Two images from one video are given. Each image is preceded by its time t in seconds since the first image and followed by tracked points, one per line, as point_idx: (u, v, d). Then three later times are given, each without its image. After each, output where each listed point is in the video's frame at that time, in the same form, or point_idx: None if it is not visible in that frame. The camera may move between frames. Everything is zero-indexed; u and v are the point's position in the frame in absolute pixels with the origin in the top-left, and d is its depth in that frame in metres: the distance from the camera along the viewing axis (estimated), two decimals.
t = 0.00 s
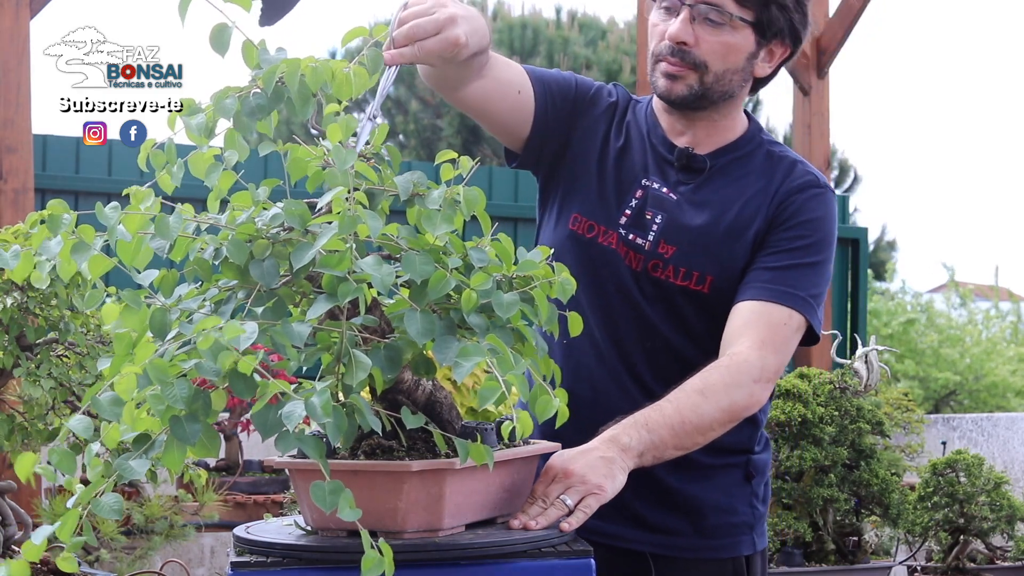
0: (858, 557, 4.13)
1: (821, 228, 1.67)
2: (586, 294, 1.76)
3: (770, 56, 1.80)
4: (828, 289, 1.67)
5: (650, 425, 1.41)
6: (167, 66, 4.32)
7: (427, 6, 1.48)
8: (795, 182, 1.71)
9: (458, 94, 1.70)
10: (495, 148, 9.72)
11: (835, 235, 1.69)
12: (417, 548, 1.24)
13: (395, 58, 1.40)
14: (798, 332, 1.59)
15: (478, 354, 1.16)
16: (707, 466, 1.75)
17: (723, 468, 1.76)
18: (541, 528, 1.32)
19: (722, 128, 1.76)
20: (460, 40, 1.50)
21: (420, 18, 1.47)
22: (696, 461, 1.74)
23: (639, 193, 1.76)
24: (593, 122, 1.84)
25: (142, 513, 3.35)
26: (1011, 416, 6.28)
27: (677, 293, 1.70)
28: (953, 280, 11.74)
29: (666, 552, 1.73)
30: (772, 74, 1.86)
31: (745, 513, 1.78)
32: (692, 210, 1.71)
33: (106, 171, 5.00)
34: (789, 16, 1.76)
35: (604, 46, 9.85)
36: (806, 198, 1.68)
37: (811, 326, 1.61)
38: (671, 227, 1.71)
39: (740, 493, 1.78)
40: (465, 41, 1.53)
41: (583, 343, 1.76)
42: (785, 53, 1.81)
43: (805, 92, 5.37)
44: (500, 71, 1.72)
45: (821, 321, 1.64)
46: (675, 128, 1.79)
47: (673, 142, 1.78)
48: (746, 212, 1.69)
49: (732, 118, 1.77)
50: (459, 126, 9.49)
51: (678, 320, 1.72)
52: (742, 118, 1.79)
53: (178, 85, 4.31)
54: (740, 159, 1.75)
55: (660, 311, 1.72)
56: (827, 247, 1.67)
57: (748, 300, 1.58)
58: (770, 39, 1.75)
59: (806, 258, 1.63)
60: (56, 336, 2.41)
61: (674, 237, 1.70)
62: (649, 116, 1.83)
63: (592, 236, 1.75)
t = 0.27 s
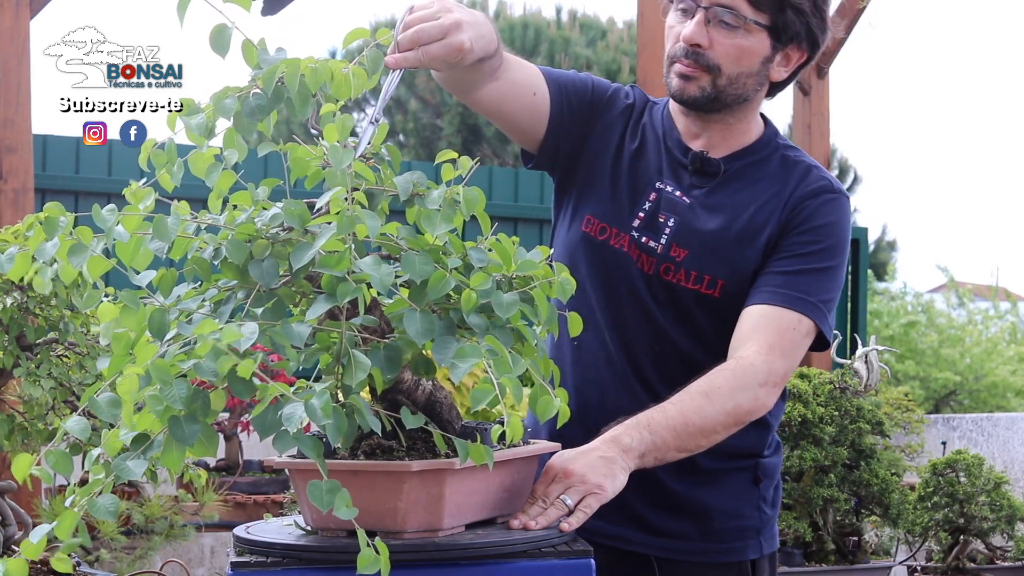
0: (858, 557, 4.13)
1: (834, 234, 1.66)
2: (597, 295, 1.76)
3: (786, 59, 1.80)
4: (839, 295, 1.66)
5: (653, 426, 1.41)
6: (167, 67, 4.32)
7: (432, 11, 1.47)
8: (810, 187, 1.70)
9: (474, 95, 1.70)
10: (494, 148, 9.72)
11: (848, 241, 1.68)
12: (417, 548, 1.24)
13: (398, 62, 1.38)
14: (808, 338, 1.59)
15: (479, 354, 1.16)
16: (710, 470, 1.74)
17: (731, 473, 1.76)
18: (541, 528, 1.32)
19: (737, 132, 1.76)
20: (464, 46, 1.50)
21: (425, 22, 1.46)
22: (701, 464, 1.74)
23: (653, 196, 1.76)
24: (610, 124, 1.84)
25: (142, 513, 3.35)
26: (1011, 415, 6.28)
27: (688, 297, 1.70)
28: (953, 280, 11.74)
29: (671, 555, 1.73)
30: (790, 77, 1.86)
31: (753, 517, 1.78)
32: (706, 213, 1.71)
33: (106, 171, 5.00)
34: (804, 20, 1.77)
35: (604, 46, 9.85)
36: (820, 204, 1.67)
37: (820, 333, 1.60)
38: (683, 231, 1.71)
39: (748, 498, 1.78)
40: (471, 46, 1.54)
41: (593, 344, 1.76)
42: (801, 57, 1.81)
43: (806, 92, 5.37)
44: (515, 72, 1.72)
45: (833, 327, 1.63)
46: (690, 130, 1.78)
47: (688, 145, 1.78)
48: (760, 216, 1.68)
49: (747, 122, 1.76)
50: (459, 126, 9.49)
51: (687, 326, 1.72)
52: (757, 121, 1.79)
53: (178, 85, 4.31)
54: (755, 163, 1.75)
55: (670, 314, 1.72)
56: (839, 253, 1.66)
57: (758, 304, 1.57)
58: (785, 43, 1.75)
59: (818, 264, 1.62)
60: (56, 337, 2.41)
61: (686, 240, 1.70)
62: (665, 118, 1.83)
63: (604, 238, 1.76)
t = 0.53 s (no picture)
0: (858, 557, 4.13)
1: (846, 235, 1.65)
2: (609, 293, 1.75)
3: (800, 58, 1.78)
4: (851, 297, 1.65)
5: (653, 426, 1.41)
6: (167, 67, 4.32)
7: None
8: (823, 187, 1.69)
9: (483, 94, 1.70)
10: (494, 149, 9.73)
11: (861, 242, 1.67)
12: (416, 548, 1.24)
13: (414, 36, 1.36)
14: (818, 339, 1.58)
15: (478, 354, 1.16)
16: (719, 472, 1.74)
17: (740, 474, 1.76)
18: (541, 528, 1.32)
19: (750, 131, 1.75)
20: (477, 16, 1.49)
21: None
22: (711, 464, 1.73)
23: (665, 195, 1.75)
24: (622, 123, 1.84)
25: (142, 513, 3.35)
26: (1011, 415, 6.28)
27: (698, 296, 1.69)
28: (952, 280, 11.74)
29: (678, 556, 1.73)
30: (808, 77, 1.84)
31: (762, 519, 1.77)
32: (717, 212, 1.71)
33: (106, 171, 5.00)
34: (819, 18, 1.75)
35: (604, 47, 9.85)
36: (832, 205, 1.67)
37: (830, 334, 1.59)
38: (695, 230, 1.70)
39: (758, 499, 1.77)
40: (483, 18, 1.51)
41: (606, 343, 1.75)
42: (818, 57, 1.80)
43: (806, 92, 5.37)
44: (523, 71, 1.72)
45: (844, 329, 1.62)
46: (704, 129, 1.78)
47: (702, 144, 1.77)
48: (771, 216, 1.68)
49: (761, 121, 1.76)
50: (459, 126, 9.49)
51: (697, 324, 1.71)
52: (773, 123, 1.78)
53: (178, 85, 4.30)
54: (768, 163, 1.74)
55: (680, 312, 1.72)
56: (851, 255, 1.65)
57: (766, 303, 1.57)
58: (799, 41, 1.74)
59: (828, 265, 1.61)
60: (56, 336, 2.41)
61: (697, 239, 1.70)
62: (680, 117, 1.82)
63: (616, 236, 1.75)
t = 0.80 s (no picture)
0: (858, 557, 4.13)
1: (856, 230, 1.61)
2: (620, 291, 1.75)
3: (806, 48, 1.74)
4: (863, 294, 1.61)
5: (656, 424, 1.39)
6: (167, 67, 4.32)
7: None
8: (833, 184, 1.65)
9: (478, 104, 1.68)
10: (494, 149, 9.74)
11: (873, 238, 1.63)
12: (416, 548, 1.24)
13: None
14: (828, 336, 1.54)
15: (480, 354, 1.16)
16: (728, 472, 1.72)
17: (752, 475, 1.74)
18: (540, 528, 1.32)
19: (761, 125, 1.73)
20: None
21: None
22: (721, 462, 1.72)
23: (675, 192, 1.74)
24: (630, 124, 1.83)
25: (142, 513, 3.36)
26: (1011, 415, 6.28)
27: (706, 291, 1.68)
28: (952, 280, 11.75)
29: (687, 557, 1.72)
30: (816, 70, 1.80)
31: (772, 521, 1.75)
32: (726, 208, 1.69)
33: (106, 171, 5.00)
34: (823, 5, 1.71)
35: (604, 47, 9.86)
36: (842, 200, 1.63)
37: (839, 331, 1.55)
38: (703, 226, 1.69)
39: (768, 501, 1.75)
40: None
41: (615, 341, 1.75)
42: (826, 47, 1.76)
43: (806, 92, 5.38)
44: (512, 75, 1.72)
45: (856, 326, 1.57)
46: (716, 126, 1.76)
47: (713, 141, 1.76)
48: (780, 212, 1.65)
49: (772, 114, 1.73)
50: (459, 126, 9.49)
51: (706, 319, 1.70)
52: (785, 120, 1.76)
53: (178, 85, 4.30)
54: (780, 160, 1.72)
55: (689, 308, 1.71)
56: (862, 250, 1.61)
57: (772, 297, 1.53)
58: (805, 31, 1.70)
59: (837, 260, 1.58)
60: (56, 337, 2.41)
61: (706, 234, 1.68)
62: (693, 116, 1.81)
63: (626, 234, 1.75)
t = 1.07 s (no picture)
0: (858, 557, 4.13)
1: (864, 229, 1.57)
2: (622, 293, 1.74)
3: (816, 44, 1.69)
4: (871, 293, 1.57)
5: (658, 424, 1.37)
6: (167, 67, 4.32)
7: None
8: (840, 183, 1.61)
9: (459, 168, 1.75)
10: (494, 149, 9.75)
11: (883, 236, 1.59)
12: (416, 548, 1.24)
13: None
14: (834, 334, 1.52)
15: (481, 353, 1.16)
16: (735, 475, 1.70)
17: (757, 478, 1.72)
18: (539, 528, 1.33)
19: (774, 124, 1.70)
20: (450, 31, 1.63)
21: None
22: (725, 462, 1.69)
23: (683, 192, 1.73)
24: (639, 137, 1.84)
25: (142, 513, 3.35)
26: (1010, 415, 6.28)
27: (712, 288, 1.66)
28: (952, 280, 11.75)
29: (690, 561, 1.70)
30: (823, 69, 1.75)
31: (777, 523, 1.73)
32: (734, 207, 1.67)
33: (106, 171, 5.00)
34: None
35: (604, 47, 9.87)
36: (849, 199, 1.59)
37: (846, 330, 1.53)
38: (711, 224, 1.68)
39: (774, 503, 1.73)
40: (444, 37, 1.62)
41: (619, 346, 1.74)
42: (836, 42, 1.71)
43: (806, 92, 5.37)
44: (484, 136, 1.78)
45: (864, 325, 1.54)
46: (726, 127, 1.74)
47: (723, 141, 1.74)
48: (788, 210, 1.62)
49: (785, 113, 1.70)
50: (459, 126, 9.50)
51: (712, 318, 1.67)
52: (798, 118, 1.73)
53: (178, 84, 4.30)
54: (790, 157, 1.69)
55: (695, 306, 1.68)
56: (869, 249, 1.57)
57: (779, 295, 1.51)
58: (812, 28, 1.66)
59: (844, 258, 1.54)
60: (56, 336, 2.41)
61: (713, 232, 1.67)
62: (703, 119, 1.80)
63: (630, 240, 1.74)
